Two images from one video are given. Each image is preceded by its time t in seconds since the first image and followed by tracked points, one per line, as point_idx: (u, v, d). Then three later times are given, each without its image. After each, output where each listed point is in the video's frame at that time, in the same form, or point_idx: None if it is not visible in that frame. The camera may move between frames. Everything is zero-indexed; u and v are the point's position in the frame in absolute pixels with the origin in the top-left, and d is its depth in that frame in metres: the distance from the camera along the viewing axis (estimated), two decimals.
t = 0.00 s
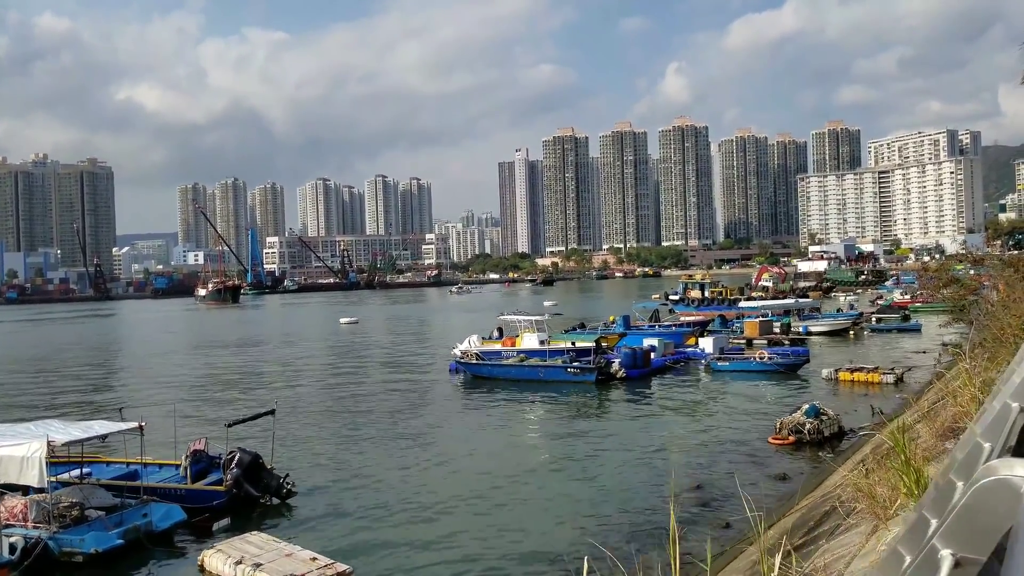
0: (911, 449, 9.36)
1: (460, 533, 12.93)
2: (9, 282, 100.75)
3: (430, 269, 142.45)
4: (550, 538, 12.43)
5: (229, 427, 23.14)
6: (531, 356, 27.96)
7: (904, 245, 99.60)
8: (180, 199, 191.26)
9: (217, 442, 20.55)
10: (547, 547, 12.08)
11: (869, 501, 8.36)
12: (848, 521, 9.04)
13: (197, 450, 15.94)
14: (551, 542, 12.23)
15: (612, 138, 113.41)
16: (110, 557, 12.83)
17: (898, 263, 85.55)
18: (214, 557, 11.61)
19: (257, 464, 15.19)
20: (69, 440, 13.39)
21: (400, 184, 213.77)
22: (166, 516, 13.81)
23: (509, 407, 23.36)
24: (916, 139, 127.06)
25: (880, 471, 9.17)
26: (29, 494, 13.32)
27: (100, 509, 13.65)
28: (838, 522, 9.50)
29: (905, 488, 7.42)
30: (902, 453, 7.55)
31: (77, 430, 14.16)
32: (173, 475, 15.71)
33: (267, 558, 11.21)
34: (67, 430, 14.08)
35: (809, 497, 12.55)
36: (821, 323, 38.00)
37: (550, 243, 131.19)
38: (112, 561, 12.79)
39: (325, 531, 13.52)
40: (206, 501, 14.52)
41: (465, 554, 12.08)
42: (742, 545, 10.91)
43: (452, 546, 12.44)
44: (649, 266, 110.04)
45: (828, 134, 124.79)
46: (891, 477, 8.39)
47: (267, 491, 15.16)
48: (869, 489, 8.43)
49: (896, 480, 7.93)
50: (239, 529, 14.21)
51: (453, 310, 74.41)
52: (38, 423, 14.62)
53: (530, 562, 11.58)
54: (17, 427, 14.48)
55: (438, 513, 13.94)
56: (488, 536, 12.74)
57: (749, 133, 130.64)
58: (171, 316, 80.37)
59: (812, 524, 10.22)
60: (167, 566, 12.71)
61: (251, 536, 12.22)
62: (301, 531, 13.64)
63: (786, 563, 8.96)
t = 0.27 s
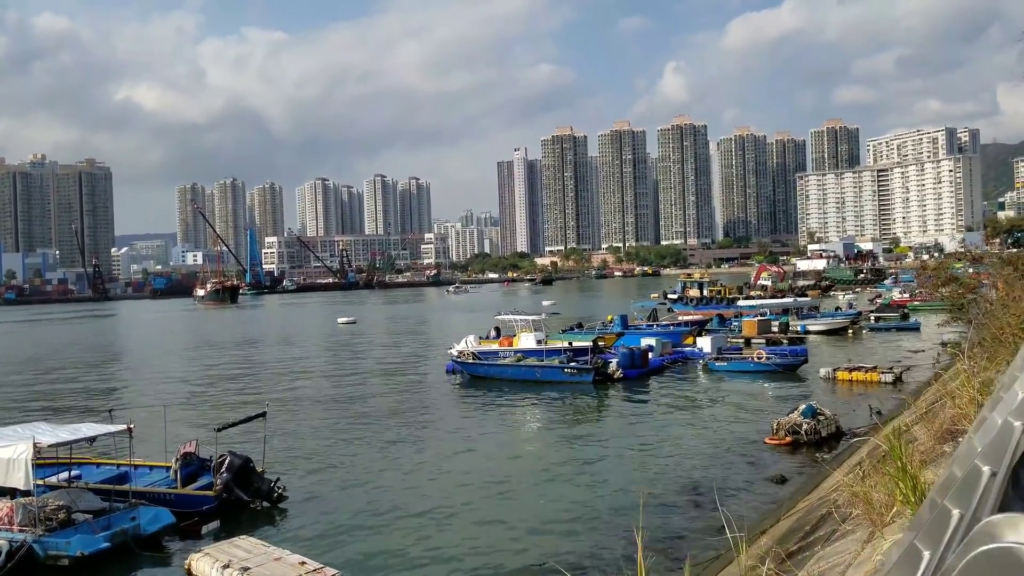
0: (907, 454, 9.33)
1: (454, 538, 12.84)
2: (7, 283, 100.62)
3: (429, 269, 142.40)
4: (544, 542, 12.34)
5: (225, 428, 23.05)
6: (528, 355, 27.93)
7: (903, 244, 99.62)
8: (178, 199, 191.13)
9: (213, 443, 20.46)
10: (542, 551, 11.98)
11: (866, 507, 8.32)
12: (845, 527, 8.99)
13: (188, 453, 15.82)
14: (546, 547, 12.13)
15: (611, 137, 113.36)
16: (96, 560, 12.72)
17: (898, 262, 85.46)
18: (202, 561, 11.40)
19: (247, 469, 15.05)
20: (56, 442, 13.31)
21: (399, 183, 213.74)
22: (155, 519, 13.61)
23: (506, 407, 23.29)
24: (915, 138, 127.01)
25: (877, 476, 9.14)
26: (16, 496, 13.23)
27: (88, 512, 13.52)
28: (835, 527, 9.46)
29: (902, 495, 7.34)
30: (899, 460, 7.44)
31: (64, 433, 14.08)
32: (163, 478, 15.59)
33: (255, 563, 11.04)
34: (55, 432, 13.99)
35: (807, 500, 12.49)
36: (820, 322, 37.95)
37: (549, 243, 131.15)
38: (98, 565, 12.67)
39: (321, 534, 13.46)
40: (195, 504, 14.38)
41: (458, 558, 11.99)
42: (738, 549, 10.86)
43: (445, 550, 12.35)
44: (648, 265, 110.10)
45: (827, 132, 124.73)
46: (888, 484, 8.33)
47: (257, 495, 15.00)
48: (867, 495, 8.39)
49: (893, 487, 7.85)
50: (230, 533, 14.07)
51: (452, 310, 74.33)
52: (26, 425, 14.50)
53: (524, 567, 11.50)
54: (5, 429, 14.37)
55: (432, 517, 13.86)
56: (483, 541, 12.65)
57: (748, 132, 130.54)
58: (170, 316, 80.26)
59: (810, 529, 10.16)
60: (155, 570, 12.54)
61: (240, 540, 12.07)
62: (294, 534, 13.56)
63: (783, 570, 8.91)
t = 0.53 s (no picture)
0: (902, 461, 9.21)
1: (448, 542, 12.75)
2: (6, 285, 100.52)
3: (428, 271, 142.35)
4: (539, 547, 12.23)
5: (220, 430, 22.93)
6: (525, 358, 27.87)
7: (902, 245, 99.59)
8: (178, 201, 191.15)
9: (209, 445, 20.40)
10: (536, 557, 11.87)
11: (859, 514, 8.21)
12: (838, 535, 8.89)
13: (179, 457, 15.65)
14: (541, 552, 12.01)
15: (611, 138, 113.43)
16: (84, 567, 12.48)
17: (897, 263, 85.49)
18: (189, 567, 10.77)
19: (238, 473, 14.84)
20: (44, 447, 13.16)
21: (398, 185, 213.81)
22: (144, 525, 13.59)
23: (502, 410, 23.22)
24: (914, 139, 127.13)
25: (871, 482, 9.03)
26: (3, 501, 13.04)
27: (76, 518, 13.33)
28: (828, 535, 9.34)
29: (895, 503, 7.26)
30: (892, 470, 7.34)
31: (53, 437, 13.93)
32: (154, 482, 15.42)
33: (245, 568, 10.47)
34: (43, 436, 13.84)
35: (802, 506, 12.38)
36: (818, 324, 37.93)
37: (548, 244, 131.14)
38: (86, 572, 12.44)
39: (316, 537, 13.42)
40: (186, 510, 14.21)
41: (453, 562, 11.90)
42: (732, 555, 10.77)
43: (440, 554, 12.24)
44: (647, 267, 109.92)
45: (826, 134, 124.84)
46: (882, 491, 8.23)
47: (248, 500, 14.83)
48: (860, 502, 8.28)
49: (885, 495, 7.78)
50: (222, 538, 13.90)
51: (451, 311, 74.32)
52: (15, 430, 14.33)
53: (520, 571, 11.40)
54: None
55: (426, 521, 13.76)
56: (478, 545, 12.55)
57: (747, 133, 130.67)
58: (168, 318, 80.15)
59: (805, 536, 10.05)
60: None
61: (229, 546, 11.44)
62: (288, 539, 13.46)
63: None
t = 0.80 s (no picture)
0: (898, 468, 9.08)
1: (443, 546, 12.64)
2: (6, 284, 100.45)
3: (428, 271, 142.34)
4: (534, 553, 12.12)
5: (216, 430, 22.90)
6: (522, 359, 27.91)
7: (902, 248, 99.51)
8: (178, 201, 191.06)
9: (204, 446, 20.32)
10: (532, 562, 11.77)
11: (856, 523, 8.08)
12: (834, 542, 8.75)
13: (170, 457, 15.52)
14: (535, 558, 11.91)
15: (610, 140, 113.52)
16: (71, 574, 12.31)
17: (897, 265, 85.46)
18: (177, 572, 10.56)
19: (230, 475, 14.79)
20: (31, 452, 13.02)
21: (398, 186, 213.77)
22: (133, 530, 13.28)
23: (499, 412, 23.15)
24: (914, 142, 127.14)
25: (867, 490, 8.89)
26: None
27: (65, 523, 13.17)
28: (824, 541, 9.20)
29: (892, 512, 7.11)
30: (890, 479, 7.20)
31: (41, 440, 13.78)
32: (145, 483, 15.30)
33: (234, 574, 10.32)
34: (31, 440, 13.68)
35: (798, 510, 12.27)
36: (817, 326, 37.91)
37: (548, 245, 131.15)
38: None
39: (309, 539, 13.37)
40: (176, 513, 14.10)
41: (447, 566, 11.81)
42: (727, 561, 10.62)
43: (432, 559, 12.14)
44: (647, 268, 109.85)
45: (826, 136, 124.92)
46: (879, 498, 8.10)
47: (239, 502, 14.76)
48: (857, 509, 8.14)
49: (882, 503, 7.64)
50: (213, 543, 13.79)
51: (450, 312, 74.21)
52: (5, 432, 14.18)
53: None
54: None
55: (421, 523, 13.69)
56: (473, 549, 12.47)
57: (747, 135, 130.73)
58: (168, 318, 80.10)
59: (799, 543, 9.91)
60: None
61: (219, 548, 11.27)
62: (281, 542, 13.39)
63: None
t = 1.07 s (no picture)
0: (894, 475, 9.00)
1: (438, 548, 12.58)
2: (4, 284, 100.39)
3: (427, 272, 142.33)
4: (529, 556, 12.06)
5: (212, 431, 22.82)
6: (519, 361, 27.85)
7: (900, 249, 99.50)
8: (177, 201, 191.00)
9: (200, 447, 20.25)
10: (528, 564, 11.71)
11: (851, 531, 8.02)
12: (828, 550, 8.69)
13: (161, 459, 15.34)
14: (531, 561, 11.84)
15: (610, 141, 113.61)
16: None
17: (896, 267, 85.49)
18: None
19: (221, 477, 14.58)
20: (19, 456, 12.84)
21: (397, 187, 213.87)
22: (123, 535, 13.13)
23: (496, 413, 23.10)
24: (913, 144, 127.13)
25: (863, 496, 8.82)
26: None
27: (54, 527, 12.98)
28: (819, 549, 9.13)
29: (887, 521, 7.05)
30: (884, 488, 7.12)
31: (29, 444, 13.61)
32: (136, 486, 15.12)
33: None
34: (19, 443, 13.51)
35: (794, 516, 12.19)
36: (815, 328, 37.88)
37: (547, 247, 131.12)
38: None
39: (302, 541, 13.29)
40: (168, 516, 13.92)
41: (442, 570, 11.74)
42: (722, 567, 10.56)
43: (428, 561, 12.08)
44: (645, 269, 109.85)
45: (825, 138, 124.96)
46: (874, 505, 8.04)
47: (231, 503, 14.58)
48: (852, 518, 8.08)
49: (878, 511, 7.59)
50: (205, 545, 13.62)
51: (448, 313, 74.17)
52: None
53: None
54: None
55: (417, 525, 13.62)
56: (468, 550, 12.40)
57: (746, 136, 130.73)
58: (166, 318, 80.08)
59: (795, 549, 9.86)
60: None
61: (209, 553, 11.13)
62: (275, 543, 13.30)
63: None
